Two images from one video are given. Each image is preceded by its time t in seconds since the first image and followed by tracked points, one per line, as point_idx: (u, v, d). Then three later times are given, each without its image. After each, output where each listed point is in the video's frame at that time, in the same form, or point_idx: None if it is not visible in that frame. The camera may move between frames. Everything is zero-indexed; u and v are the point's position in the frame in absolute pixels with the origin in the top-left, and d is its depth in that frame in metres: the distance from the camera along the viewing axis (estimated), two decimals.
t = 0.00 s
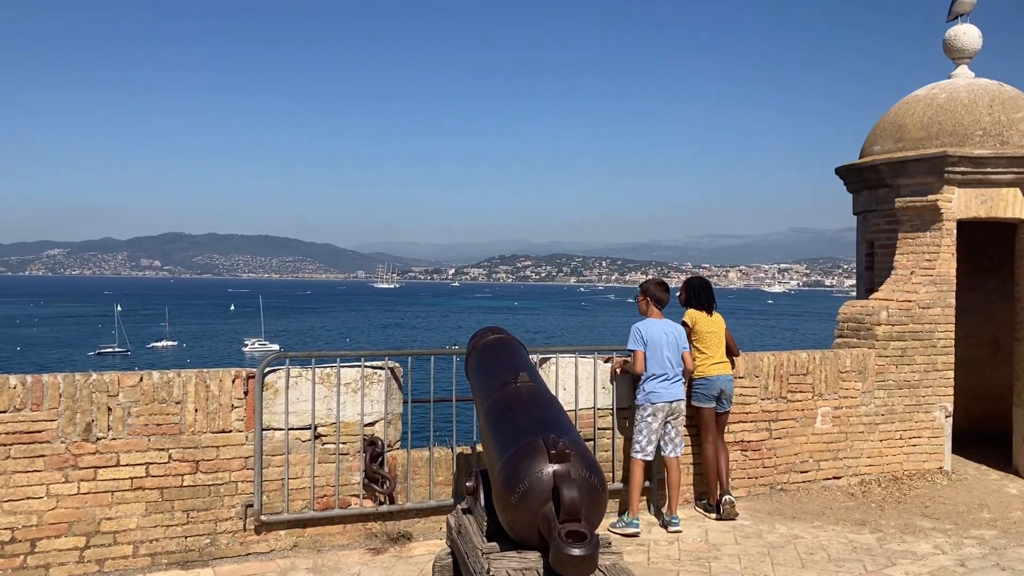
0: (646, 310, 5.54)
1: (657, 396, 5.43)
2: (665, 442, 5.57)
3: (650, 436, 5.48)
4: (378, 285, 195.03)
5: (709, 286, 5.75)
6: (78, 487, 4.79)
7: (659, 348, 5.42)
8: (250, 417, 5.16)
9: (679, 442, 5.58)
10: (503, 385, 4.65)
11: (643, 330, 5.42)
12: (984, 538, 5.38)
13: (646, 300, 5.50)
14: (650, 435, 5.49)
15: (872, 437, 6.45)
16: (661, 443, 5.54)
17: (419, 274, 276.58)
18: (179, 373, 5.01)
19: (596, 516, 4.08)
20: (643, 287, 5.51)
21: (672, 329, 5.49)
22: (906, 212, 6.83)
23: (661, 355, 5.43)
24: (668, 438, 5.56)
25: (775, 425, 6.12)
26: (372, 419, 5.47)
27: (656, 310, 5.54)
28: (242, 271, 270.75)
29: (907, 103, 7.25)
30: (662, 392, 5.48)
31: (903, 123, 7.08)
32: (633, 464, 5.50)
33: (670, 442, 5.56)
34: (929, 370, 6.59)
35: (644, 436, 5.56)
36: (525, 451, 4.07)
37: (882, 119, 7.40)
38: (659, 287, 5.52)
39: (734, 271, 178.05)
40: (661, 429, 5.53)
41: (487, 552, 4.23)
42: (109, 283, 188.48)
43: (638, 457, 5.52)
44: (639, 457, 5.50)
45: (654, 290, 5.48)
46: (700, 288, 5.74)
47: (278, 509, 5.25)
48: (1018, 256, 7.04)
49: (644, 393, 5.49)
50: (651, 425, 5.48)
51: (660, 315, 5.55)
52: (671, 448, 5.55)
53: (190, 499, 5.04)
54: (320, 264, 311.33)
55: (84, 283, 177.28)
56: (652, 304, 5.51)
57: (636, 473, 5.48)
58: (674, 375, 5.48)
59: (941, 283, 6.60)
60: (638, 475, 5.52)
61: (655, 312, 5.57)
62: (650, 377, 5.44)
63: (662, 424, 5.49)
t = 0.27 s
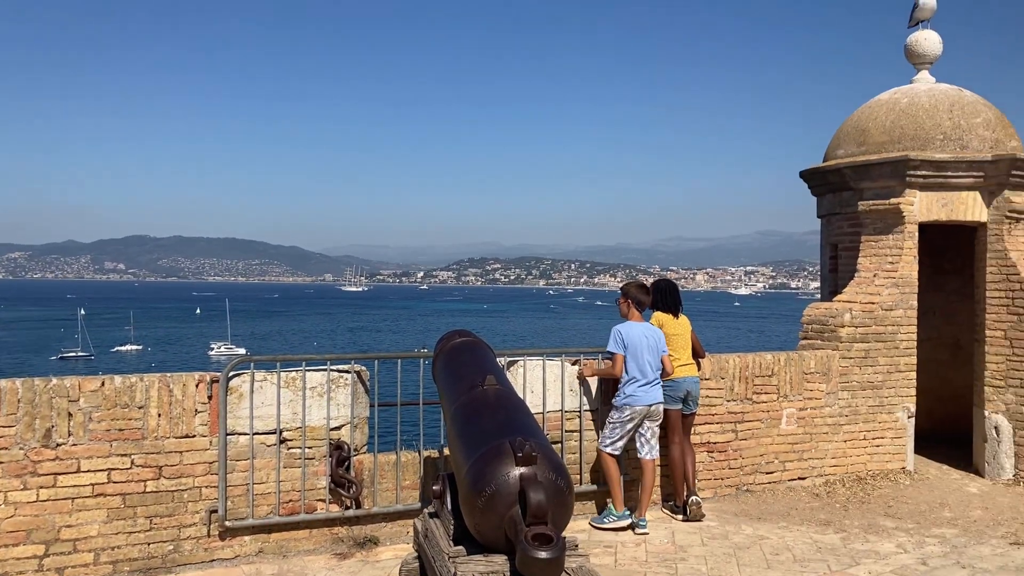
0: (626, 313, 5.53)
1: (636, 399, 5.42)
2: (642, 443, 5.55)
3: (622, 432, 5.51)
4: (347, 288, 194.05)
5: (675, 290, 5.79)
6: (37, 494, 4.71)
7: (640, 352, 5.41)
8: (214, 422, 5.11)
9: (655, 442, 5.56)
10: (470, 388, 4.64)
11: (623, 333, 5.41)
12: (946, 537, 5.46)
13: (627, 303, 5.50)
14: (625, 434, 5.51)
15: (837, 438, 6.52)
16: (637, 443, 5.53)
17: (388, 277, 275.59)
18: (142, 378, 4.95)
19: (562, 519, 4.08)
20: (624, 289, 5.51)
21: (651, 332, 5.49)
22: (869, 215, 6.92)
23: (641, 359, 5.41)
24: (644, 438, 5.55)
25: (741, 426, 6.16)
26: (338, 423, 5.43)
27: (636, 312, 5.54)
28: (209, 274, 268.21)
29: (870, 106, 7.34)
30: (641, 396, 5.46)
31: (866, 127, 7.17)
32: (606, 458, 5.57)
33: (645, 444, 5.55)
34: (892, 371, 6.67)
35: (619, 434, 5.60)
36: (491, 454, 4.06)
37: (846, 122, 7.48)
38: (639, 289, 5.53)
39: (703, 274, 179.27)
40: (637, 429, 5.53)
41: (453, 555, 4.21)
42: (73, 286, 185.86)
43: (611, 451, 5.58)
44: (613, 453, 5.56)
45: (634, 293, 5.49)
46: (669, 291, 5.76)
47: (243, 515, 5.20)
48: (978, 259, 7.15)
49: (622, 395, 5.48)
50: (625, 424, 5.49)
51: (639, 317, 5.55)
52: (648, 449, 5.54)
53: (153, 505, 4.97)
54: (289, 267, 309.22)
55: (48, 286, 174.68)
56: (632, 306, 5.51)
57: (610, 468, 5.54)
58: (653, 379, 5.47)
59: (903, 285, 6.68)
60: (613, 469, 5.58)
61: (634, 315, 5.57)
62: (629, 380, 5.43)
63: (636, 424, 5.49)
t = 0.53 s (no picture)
0: (598, 315, 5.54)
1: (601, 401, 5.44)
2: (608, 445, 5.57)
3: (590, 434, 5.53)
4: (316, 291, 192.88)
5: (642, 292, 5.81)
6: None
7: (608, 354, 5.40)
8: (177, 427, 5.05)
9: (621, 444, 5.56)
10: (435, 392, 4.63)
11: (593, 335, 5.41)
12: (907, 536, 5.53)
13: (598, 305, 5.52)
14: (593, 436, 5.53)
15: (800, 439, 6.59)
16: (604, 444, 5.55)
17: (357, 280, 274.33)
18: (103, 383, 4.88)
19: (528, 522, 4.08)
20: (596, 291, 5.53)
21: (623, 335, 5.46)
22: (832, 218, 7.00)
23: (610, 362, 5.41)
24: (610, 440, 5.56)
25: (706, 428, 6.21)
26: (303, 427, 5.40)
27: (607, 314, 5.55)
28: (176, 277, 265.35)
29: (832, 111, 7.42)
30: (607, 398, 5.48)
31: (829, 131, 7.25)
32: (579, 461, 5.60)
33: (611, 445, 5.55)
34: (855, 372, 6.75)
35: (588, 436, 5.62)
36: (457, 458, 4.05)
37: (809, 126, 7.57)
38: (610, 291, 5.54)
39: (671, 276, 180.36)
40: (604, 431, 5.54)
41: (418, 559, 4.20)
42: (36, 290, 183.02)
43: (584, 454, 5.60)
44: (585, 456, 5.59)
45: (605, 294, 5.50)
46: (635, 293, 5.77)
47: (207, 520, 5.15)
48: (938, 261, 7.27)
49: (590, 397, 5.50)
50: (593, 426, 5.51)
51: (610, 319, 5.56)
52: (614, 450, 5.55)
53: (114, 511, 4.91)
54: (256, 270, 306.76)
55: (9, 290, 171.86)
56: (603, 308, 5.52)
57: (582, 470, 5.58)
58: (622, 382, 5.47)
59: (865, 287, 6.76)
60: (585, 472, 5.62)
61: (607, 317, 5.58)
62: (596, 382, 5.44)
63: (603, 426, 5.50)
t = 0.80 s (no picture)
0: (564, 318, 5.55)
1: (567, 404, 5.45)
2: (574, 448, 5.57)
3: (557, 438, 5.54)
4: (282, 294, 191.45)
5: (608, 294, 5.82)
6: None
7: (575, 356, 5.42)
8: (138, 432, 4.98)
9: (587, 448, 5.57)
10: (400, 395, 4.62)
11: (560, 337, 5.41)
12: (869, 535, 5.60)
13: (565, 308, 5.53)
14: (559, 439, 5.54)
15: (764, 440, 6.65)
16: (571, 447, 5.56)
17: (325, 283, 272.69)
18: (62, 388, 4.80)
19: (493, 526, 4.08)
20: (561, 294, 5.53)
21: (589, 337, 5.48)
22: (795, 221, 7.07)
23: (576, 364, 5.43)
24: (576, 443, 5.56)
25: (671, 430, 6.24)
26: (267, 432, 5.36)
27: (574, 316, 5.56)
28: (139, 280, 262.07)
29: (795, 115, 7.51)
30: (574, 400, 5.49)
31: (792, 135, 7.33)
32: (545, 465, 5.60)
33: (576, 447, 5.56)
34: (817, 374, 6.83)
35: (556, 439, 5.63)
36: (422, 461, 4.04)
37: (772, 130, 7.64)
38: (577, 293, 5.55)
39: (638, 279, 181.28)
40: (570, 434, 5.56)
41: (383, 564, 4.19)
42: None
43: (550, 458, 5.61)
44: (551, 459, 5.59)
45: (572, 297, 5.51)
46: (601, 296, 5.79)
47: (169, 527, 5.09)
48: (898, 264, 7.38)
49: (556, 400, 5.52)
50: (559, 429, 5.52)
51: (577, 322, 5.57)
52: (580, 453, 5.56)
53: (73, 519, 4.83)
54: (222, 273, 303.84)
55: None
56: (570, 311, 5.53)
57: (548, 474, 5.59)
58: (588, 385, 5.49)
59: (827, 289, 6.84)
60: (551, 475, 5.62)
61: (573, 320, 5.59)
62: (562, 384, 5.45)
63: (569, 428, 5.52)
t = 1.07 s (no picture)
0: (529, 321, 5.56)
1: (532, 407, 5.46)
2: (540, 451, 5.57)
3: (522, 441, 5.54)
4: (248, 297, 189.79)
5: (573, 297, 5.84)
6: None
7: (539, 359, 5.43)
8: (98, 438, 4.92)
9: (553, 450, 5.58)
10: (364, 399, 4.60)
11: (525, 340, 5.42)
12: (830, 534, 5.67)
13: (529, 311, 5.54)
14: (525, 442, 5.54)
15: (727, 441, 6.71)
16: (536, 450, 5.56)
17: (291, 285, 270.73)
18: (19, 394, 4.73)
19: (458, 529, 4.08)
20: (525, 297, 5.55)
21: (554, 340, 5.49)
22: (757, 224, 7.15)
23: (541, 367, 5.43)
24: (541, 445, 5.57)
25: (635, 432, 6.28)
26: (229, 437, 5.32)
27: (539, 319, 5.57)
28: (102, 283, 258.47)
29: (757, 120, 7.59)
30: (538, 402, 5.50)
31: (754, 140, 7.41)
32: (510, 468, 5.60)
33: (541, 450, 5.57)
34: (779, 375, 6.90)
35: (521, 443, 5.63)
36: (386, 466, 4.03)
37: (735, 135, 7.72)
38: (542, 296, 5.56)
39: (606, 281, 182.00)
40: (536, 436, 5.56)
41: (347, 569, 4.17)
42: None
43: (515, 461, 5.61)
44: (517, 462, 5.59)
45: (536, 300, 5.53)
46: (567, 299, 5.81)
47: (129, 534, 5.02)
48: (858, 267, 7.48)
49: (521, 402, 5.52)
50: (525, 432, 5.52)
51: (542, 324, 5.58)
52: (545, 456, 5.56)
53: (30, 527, 4.76)
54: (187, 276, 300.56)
55: None
56: (535, 314, 5.54)
57: (514, 477, 5.59)
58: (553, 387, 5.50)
59: (789, 292, 6.92)
60: (517, 478, 5.62)
61: (538, 322, 5.60)
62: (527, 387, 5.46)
63: (535, 431, 5.53)
